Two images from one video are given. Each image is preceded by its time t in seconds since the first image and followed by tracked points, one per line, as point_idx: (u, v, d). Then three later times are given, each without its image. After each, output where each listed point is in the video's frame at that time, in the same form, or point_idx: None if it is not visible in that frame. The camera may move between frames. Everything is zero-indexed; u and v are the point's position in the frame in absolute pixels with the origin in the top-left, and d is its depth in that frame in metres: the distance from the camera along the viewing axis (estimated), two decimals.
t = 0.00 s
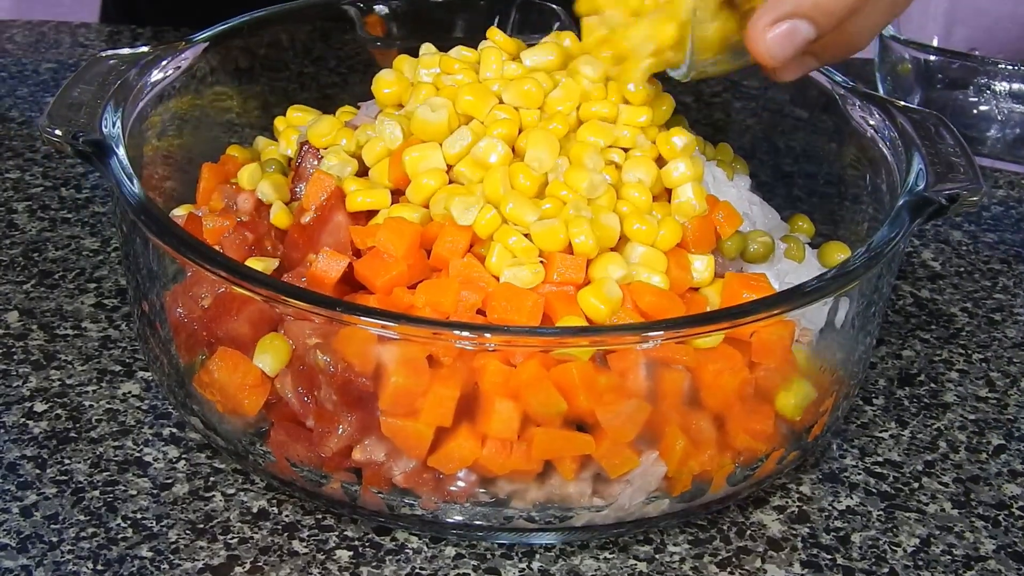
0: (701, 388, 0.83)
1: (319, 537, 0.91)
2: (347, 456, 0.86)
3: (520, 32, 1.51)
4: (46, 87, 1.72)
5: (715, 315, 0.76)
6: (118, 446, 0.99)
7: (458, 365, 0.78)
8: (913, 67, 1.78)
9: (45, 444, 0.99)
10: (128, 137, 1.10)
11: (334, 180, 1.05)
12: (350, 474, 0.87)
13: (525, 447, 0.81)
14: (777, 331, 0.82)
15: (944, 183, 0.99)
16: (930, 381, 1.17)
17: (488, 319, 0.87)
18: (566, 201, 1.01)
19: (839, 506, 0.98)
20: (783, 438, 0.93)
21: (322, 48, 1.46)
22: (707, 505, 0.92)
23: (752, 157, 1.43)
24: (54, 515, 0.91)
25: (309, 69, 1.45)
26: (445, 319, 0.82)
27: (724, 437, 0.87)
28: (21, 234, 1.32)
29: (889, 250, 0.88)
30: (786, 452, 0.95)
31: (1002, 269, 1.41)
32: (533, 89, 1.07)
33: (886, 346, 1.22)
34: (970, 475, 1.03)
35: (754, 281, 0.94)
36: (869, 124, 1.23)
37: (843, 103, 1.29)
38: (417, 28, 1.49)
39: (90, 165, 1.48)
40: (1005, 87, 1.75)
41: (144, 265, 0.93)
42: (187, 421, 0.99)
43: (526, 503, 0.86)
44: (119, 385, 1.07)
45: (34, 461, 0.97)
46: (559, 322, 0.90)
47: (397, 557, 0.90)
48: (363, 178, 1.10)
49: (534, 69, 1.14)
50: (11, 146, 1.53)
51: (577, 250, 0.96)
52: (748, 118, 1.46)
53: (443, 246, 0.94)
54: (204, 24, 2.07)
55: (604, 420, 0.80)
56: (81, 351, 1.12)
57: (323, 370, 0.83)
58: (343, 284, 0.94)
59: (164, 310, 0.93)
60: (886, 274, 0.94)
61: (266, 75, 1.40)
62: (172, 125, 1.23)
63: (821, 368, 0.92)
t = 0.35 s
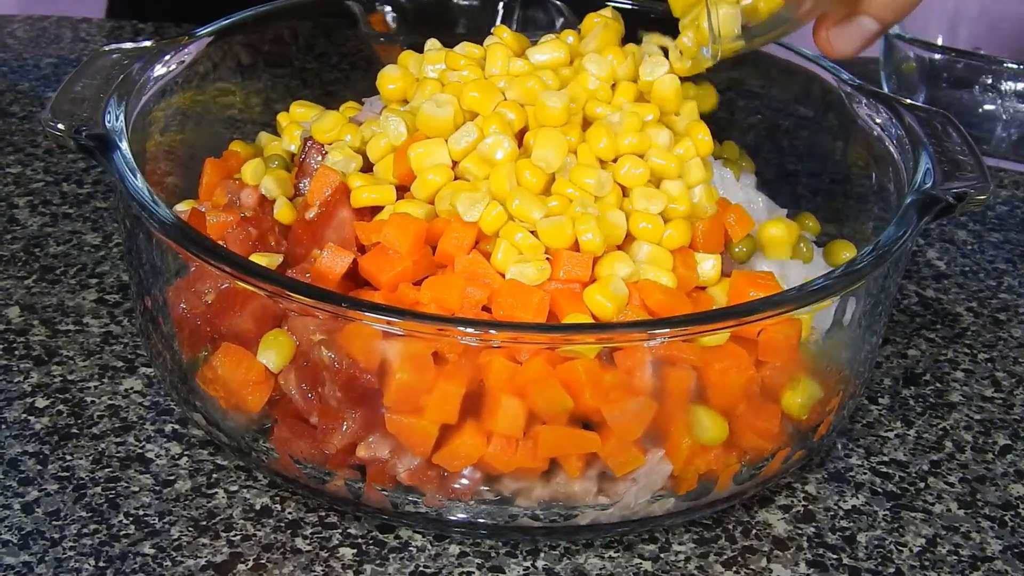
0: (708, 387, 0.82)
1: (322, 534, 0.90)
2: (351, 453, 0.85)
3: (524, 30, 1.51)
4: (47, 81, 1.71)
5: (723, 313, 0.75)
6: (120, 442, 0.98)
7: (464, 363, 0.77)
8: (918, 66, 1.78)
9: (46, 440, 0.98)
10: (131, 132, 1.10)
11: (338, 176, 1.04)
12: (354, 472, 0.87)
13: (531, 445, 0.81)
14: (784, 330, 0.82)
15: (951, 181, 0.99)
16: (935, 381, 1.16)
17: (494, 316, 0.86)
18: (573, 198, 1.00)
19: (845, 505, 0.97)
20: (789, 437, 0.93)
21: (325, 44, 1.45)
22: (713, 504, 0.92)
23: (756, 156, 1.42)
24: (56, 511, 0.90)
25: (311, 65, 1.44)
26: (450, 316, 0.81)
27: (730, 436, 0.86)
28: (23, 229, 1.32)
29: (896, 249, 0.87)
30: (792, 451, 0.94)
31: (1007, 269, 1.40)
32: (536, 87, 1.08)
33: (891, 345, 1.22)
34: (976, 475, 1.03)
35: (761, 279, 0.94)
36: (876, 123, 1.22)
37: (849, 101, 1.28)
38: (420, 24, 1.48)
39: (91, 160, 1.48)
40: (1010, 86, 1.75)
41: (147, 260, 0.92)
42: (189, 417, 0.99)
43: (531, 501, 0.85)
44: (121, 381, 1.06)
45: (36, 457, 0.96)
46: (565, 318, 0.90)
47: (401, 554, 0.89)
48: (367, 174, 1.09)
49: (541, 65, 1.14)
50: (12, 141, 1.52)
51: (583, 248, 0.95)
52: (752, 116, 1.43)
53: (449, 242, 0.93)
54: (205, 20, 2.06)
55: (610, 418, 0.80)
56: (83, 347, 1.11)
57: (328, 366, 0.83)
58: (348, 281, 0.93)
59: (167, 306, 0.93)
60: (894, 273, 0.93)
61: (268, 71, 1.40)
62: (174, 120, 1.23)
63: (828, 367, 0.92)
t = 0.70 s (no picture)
0: (714, 385, 0.82)
1: (327, 532, 0.90)
2: (356, 451, 0.85)
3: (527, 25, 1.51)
4: (49, 78, 1.71)
5: (729, 311, 0.75)
6: (124, 440, 0.98)
7: (469, 360, 0.77)
8: (922, 62, 1.77)
9: (49, 438, 0.98)
10: (134, 129, 1.09)
11: (342, 173, 1.04)
12: (358, 469, 0.87)
13: (536, 443, 0.80)
14: (790, 328, 0.81)
15: (957, 178, 0.98)
16: (941, 378, 1.16)
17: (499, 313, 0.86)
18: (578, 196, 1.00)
19: (851, 503, 0.97)
20: (794, 435, 0.92)
21: (327, 40, 1.45)
22: (718, 502, 0.91)
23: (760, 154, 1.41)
24: (59, 509, 0.90)
25: (314, 61, 1.45)
26: (455, 314, 0.81)
27: (736, 434, 0.86)
28: (25, 226, 1.31)
29: (902, 246, 0.87)
30: (798, 449, 0.94)
31: (1012, 265, 1.40)
32: (541, 83, 1.07)
33: (896, 342, 1.21)
34: (982, 473, 1.03)
35: (767, 276, 0.93)
36: (881, 119, 1.22)
37: (854, 97, 1.28)
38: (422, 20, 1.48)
39: (94, 157, 1.47)
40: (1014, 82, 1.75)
41: (151, 257, 0.92)
42: (193, 415, 0.99)
43: (536, 499, 0.85)
44: (124, 379, 1.06)
45: (39, 454, 0.96)
46: (571, 316, 0.89)
47: (406, 553, 0.89)
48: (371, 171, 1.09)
49: (546, 62, 1.13)
50: (14, 137, 1.52)
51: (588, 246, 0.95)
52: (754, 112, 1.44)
53: (454, 239, 0.93)
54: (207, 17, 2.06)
55: (616, 416, 0.79)
56: (86, 344, 1.11)
57: (332, 364, 0.82)
58: (352, 279, 0.93)
59: (171, 303, 0.92)
60: (900, 270, 0.93)
61: (270, 67, 1.39)
62: (177, 117, 1.22)
63: (835, 365, 0.91)
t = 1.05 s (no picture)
0: (718, 386, 0.82)
1: (330, 533, 0.90)
2: (359, 451, 0.85)
3: (528, 23, 1.50)
4: (50, 76, 1.70)
5: (731, 311, 0.75)
6: (126, 440, 0.98)
7: (472, 361, 0.77)
8: (923, 58, 1.77)
9: (52, 438, 0.98)
10: (136, 129, 1.09)
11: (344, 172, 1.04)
12: (361, 470, 0.87)
13: (539, 444, 0.80)
14: (792, 328, 0.81)
15: (959, 176, 0.98)
16: (943, 375, 1.16)
17: (502, 314, 0.86)
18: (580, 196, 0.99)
19: (853, 502, 0.97)
20: (796, 434, 0.92)
21: (328, 38, 1.45)
22: (721, 502, 0.91)
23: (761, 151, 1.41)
24: (62, 510, 0.90)
25: (315, 58, 1.45)
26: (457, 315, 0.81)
27: (739, 434, 0.86)
28: (27, 225, 1.31)
29: (904, 245, 0.86)
30: (800, 448, 0.94)
31: (1013, 262, 1.40)
32: (543, 83, 1.07)
33: (898, 340, 1.21)
34: (984, 471, 1.03)
35: (769, 276, 0.93)
36: (882, 117, 1.22)
37: (854, 95, 1.27)
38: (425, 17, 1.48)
39: (95, 155, 1.47)
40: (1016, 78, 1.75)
41: (153, 257, 0.92)
42: (195, 415, 0.99)
43: (539, 500, 0.85)
44: (126, 378, 1.06)
45: (42, 455, 0.96)
46: (573, 317, 0.89)
47: (409, 553, 0.89)
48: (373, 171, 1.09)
49: (548, 62, 1.12)
50: (15, 135, 1.52)
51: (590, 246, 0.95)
52: (756, 109, 1.46)
53: (456, 239, 0.92)
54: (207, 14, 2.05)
55: (618, 417, 0.79)
56: (88, 344, 1.11)
57: (335, 365, 0.82)
58: (355, 279, 0.93)
59: (173, 303, 0.92)
60: (902, 268, 0.92)
61: (271, 65, 1.39)
62: (178, 116, 1.22)
63: (838, 364, 0.91)
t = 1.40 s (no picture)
0: (719, 389, 0.82)
1: (330, 536, 0.90)
2: (359, 454, 0.85)
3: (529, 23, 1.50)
4: (51, 77, 1.70)
5: (732, 314, 0.75)
6: (126, 443, 0.98)
7: (472, 364, 0.77)
8: (924, 59, 1.76)
9: (52, 441, 0.98)
10: (136, 131, 1.09)
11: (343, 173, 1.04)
12: (361, 473, 0.86)
13: (540, 447, 0.80)
14: (793, 330, 0.81)
15: (961, 178, 0.97)
16: (944, 377, 1.16)
17: (502, 317, 0.86)
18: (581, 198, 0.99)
19: (854, 504, 0.97)
20: (798, 436, 0.92)
21: (328, 38, 1.45)
22: (722, 504, 0.91)
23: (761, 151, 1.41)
24: (62, 513, 0.90)
25: (316, 59, 1.45)
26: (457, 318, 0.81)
27: (740, 437, 0.86)
28: (27, 227, 1.31)
29: (905, 247, 0.86)
30: (801, 451, 0.94)
31: (1014, 263, 1.40)
32: (543, 85, 1.07)
33: (898, 341, 1.21)
34: (985, 472, 1.03)
35: (771, 278, 0.93)
36: (883, 118, 1.22)
37: (855, 96, 1.27)
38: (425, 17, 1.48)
39: (95, 156, 1.47)
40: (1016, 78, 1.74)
41: (153, 259, 0.91)
42: (195, 418, 0.99)
43: (539, 503, 0.85)
44: (127, 381, 1.06)
45: (42, 457, 0.96)
46: (573, 320, 0.89)
47: (409, 556, 0.89)
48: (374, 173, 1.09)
49: (549, 64, 1.13)
50: (15, 137, 1.52)
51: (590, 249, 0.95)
52: (757, 109, 1.46)
53: (456, 241, 0.92)
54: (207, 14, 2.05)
55: (619, 420, 0.79)
56: (88, 346, 1.11)
57: (335, 367, 0.82)
58: (355, 282, 0.93)
59: (173, 306, 0.92)
60: (903, 270, 0.92)
61: (271, 66, 1.39)
62: (178, 118, 1.22)
63: (839, 366, 0.91)
